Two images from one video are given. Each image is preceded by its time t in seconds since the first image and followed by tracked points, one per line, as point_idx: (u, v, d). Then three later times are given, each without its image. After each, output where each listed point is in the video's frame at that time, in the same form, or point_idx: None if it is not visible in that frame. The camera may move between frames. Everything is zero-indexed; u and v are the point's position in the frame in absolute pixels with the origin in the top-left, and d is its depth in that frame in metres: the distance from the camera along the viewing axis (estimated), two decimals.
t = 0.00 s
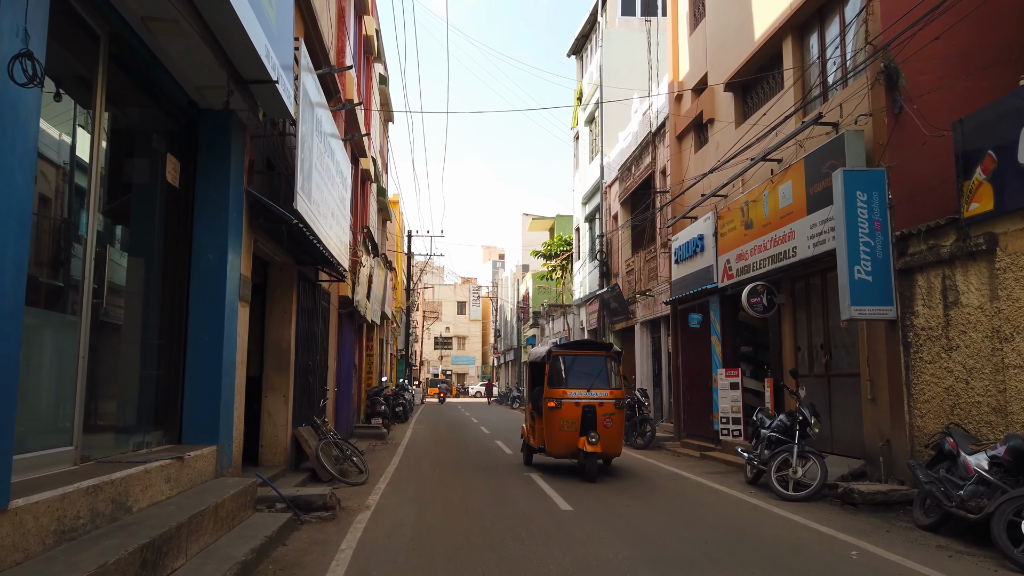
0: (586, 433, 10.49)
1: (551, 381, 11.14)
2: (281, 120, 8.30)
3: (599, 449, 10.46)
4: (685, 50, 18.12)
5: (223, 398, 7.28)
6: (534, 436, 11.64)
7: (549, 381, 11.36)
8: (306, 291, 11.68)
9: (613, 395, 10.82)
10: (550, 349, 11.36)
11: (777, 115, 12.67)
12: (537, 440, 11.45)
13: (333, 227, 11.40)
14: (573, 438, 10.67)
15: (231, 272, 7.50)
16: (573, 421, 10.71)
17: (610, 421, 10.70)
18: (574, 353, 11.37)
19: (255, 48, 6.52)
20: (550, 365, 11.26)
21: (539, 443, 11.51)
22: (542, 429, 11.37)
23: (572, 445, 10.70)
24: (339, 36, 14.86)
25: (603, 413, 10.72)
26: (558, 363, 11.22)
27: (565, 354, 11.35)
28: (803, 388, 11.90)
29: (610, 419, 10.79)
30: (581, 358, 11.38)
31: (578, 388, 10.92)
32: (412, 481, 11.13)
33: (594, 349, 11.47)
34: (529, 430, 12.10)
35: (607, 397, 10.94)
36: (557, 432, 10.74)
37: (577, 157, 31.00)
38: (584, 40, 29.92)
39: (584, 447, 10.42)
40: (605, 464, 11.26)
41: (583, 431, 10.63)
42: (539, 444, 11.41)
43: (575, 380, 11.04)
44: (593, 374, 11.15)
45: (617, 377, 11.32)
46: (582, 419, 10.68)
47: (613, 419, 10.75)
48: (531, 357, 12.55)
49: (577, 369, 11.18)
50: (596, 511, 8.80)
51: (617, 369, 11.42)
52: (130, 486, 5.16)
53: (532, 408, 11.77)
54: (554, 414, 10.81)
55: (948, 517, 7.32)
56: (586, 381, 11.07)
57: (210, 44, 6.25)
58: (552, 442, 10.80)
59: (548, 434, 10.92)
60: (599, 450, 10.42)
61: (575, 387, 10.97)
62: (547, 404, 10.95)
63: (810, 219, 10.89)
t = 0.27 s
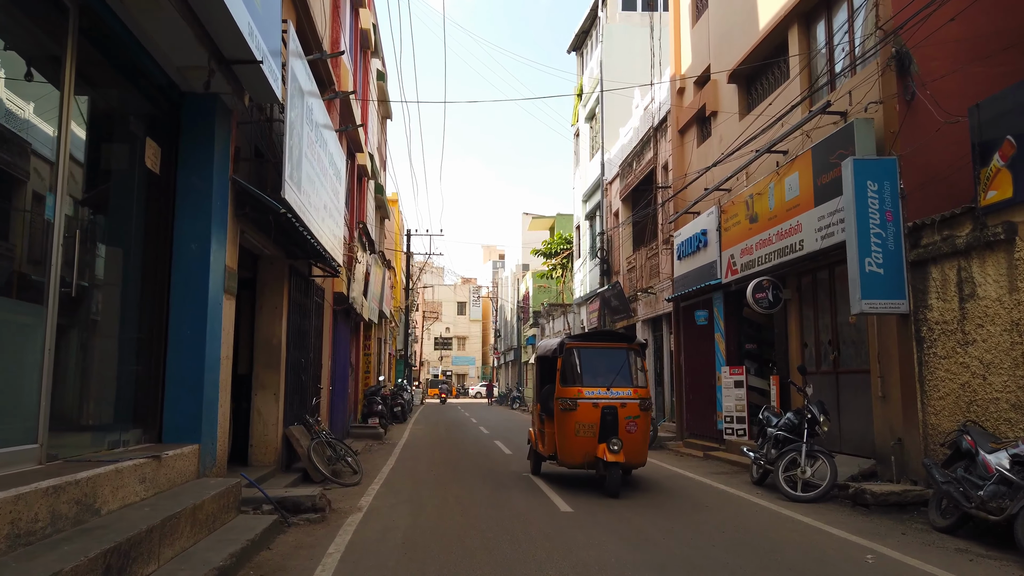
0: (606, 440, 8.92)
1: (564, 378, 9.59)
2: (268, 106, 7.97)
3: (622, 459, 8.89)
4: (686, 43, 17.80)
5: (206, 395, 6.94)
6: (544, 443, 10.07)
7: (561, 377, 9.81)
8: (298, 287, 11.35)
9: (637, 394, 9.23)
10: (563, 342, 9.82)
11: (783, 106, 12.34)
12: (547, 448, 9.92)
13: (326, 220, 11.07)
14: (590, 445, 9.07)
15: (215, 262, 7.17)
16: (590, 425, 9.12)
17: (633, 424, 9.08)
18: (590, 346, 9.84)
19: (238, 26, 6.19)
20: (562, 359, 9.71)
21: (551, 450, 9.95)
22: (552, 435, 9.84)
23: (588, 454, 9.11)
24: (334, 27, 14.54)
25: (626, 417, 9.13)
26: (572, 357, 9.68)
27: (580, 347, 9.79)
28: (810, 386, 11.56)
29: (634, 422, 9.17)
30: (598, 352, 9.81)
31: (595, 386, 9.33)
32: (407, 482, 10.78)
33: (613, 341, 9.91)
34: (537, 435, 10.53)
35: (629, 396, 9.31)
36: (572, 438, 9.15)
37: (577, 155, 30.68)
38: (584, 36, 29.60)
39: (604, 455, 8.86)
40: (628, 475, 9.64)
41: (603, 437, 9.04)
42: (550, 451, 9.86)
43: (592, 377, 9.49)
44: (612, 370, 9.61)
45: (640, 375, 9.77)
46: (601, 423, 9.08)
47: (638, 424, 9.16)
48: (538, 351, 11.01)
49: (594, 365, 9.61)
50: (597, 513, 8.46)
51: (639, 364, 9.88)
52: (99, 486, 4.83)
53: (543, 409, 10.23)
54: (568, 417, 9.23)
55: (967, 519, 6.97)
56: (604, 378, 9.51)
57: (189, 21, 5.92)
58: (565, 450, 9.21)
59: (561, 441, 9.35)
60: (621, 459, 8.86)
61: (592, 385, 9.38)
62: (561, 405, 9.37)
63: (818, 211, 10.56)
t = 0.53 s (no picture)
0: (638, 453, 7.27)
1: (584, 378, 7.96)
2: (256, 92, 7.56)
3: (660, 478, 7.24)
4: (690, 35, 17.37)
5: (188, 398, 6.53)
6: (559, 457, 8.47)
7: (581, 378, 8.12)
8: (291, 285, 10.97)
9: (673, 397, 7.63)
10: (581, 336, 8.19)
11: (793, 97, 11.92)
12: (564, 462, 8.33)
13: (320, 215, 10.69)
14: (618, 459, 7.44)
15: (197, 257, 6.76)
16: (617, 435, 7.48)
17: (670, 434, 7.44)
18: (615, 339, 8.19)
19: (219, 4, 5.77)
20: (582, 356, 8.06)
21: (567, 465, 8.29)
22: (570, 445, 8.28)
23: (616, 470, 7.48)
24: (329, 17, 14.15)
25: (661, 425, 7.48)
26: (594, 353, 8.04)
27: (603, 340, 8.15)
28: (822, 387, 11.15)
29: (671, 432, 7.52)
30: (624, 347, 8.15)
31: (624, 388, 7.67)
32: (404, 486, 10.38)
33: (643, 334, 8.23)
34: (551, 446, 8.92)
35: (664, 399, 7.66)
36: (596, 450, 7.52)
37: (578, 152, 30.30)
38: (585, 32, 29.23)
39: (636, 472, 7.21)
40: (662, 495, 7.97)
41: (633, 449, 7.41)
42: (568, 465, 8.29)
43: (618, 377, 7.83)
44: (642, 369, 7.95)
45: (678, 374, 8.08)
46: (631, 433, 7.46)
47: (676, 434, 7.51)
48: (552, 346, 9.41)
49: (620, 362, 7.96)
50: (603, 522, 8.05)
51: (676, 361, 8.20)
52: (61, 499, 4.43)
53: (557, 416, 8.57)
54: (590, 426, 7.60)
55: (996, 529, 6.56)
56: (633, 378, 7.85)
57: None
58: (587, 466, 7.60)
59: (582, 454, 7.72)
60: (658, 478, 7.22)
61: (619, 386, 7.72)
62: (581, 410, 7.77)
63: (830, 205, 10.15)
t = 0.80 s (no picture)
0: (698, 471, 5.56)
1: (621, 374, 6.27)
2: (250, 76, 7.19)
3: (726, 504, 5.50)
4: (698, 26, 16.98)
5: (177, 397, 6.16)
6: (590, 473, 6.79)
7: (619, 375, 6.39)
8: (289, 280, 10.60)
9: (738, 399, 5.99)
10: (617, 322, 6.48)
11: (807, 87, 11.53)
12: (596, 479, 6.65)
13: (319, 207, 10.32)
14: (670, 478, 5.75)
15: (187, 247, 6.38)
16: (669, 449, 5.78)
17: (735, 446, 5.78)
18: (661, 326, 6.43)
19: None
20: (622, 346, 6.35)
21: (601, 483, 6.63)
22: (602, 458, 6.60)
23: (665, 491, 5.78)
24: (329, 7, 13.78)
25: (723, 434, 5.80)
26: (634, 344, 6.33)
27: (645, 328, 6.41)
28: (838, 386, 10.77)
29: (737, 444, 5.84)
30: (674, 335, 6.39)
31: (675, 388, 5.98)
32: (406, 489, 10.01)
33: (694, 319, 6.46)
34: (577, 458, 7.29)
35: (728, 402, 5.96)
36: (642, 466, 5.83)
37: (582, 148, 29.90)
38: (589, 26, 28.84)
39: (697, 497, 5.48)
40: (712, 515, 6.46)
41: (690, 466, 5.73)
42: (600, 483, 6.61)
43: (666, 374, 6.12)
44: (695, 365, 6.22)
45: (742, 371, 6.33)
46: (686, 445, 5.78)
47: (741, 446, 5.86)
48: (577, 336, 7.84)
49: (667, 357, 6.23)
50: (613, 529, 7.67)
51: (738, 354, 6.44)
52: (32, 507, 4.07)
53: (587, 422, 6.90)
54: (632, 434, 5.91)
55: None
56: (686, 376, 6.14)
57: None
58: (629, 486, 5.91)
59: (620, 470, 6.03)
60: (724, 503, 5.47)
61: (668, 386, 6.02)
62: (620, 415, 6.07)
63: (848, 197, 9.76)
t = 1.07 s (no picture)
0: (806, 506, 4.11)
1: (689, 375, 4.73)
2: (248, 60, 6.84)
3: (846, 551, 4.10)
4: (707, 19, 16.64)
5: (169, 399, 5.80)
6: (640, 499, 5.29)
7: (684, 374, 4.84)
8: (288, 277, 10.24)
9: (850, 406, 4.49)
10: (679, 307, 4.94)
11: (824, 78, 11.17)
12: (647, 508, 5.18)
13: (320, 201, 9.97)
14: (761, 513, 4.29)
15: (180, 240, 6.02)
16: (761, 473, 4.28)
17: (847, 468, 4.34)
18: (741, 310, 4.88)
19: None
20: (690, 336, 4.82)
21: (655, 510, 5.17)
22: (657, 481, 5.17)
23: (755, 529, 4.31)
24: None
25: (832, 455, 4.33)
26: (704, 334, 4.79)
27: (718, 312, 4.87)
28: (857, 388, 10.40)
29: (849, 466, 4.38)
30: (759, 322, 4.84)
31: (766, 393, 4.47)
32: (409, 494, 9.66)
33: (783, 301, 4.92)
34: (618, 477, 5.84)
35: (838, 410, 4.48)
36: (726, 497, 4.31)
37: (585, 146, 29.56)
38: (593, 23, 28.50)
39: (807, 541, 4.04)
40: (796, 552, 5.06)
41: (790, 497, 4.26)
42: (654, 515, 5.15)
43: (750, 375, 4.61)
44: (784, 362, 4.71)
45: (848, 368, 4.82)
46: (784, 469, 4.28)
47: (854, 469, 4.41)
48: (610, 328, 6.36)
49: (750, 350, 4.70)
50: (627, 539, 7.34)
51: (841, 346, 4.90)
52: (8, 520, 3.72)
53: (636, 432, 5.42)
54: (711, 456, 4.38)
55: None
56: (777, 376, 4.65)
57: None
58: (705, 522, 4.40)
59: (690, 499, 4.54)
60: (842, 550, 4.05)
61: (756, 390, 4.50)
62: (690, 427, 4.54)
63: (869, 190, 9.40)
